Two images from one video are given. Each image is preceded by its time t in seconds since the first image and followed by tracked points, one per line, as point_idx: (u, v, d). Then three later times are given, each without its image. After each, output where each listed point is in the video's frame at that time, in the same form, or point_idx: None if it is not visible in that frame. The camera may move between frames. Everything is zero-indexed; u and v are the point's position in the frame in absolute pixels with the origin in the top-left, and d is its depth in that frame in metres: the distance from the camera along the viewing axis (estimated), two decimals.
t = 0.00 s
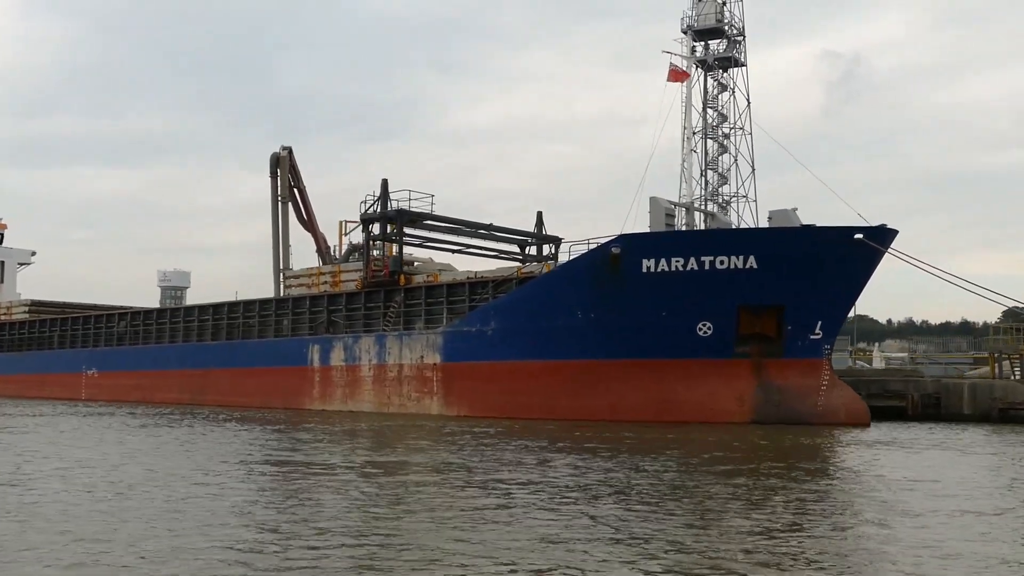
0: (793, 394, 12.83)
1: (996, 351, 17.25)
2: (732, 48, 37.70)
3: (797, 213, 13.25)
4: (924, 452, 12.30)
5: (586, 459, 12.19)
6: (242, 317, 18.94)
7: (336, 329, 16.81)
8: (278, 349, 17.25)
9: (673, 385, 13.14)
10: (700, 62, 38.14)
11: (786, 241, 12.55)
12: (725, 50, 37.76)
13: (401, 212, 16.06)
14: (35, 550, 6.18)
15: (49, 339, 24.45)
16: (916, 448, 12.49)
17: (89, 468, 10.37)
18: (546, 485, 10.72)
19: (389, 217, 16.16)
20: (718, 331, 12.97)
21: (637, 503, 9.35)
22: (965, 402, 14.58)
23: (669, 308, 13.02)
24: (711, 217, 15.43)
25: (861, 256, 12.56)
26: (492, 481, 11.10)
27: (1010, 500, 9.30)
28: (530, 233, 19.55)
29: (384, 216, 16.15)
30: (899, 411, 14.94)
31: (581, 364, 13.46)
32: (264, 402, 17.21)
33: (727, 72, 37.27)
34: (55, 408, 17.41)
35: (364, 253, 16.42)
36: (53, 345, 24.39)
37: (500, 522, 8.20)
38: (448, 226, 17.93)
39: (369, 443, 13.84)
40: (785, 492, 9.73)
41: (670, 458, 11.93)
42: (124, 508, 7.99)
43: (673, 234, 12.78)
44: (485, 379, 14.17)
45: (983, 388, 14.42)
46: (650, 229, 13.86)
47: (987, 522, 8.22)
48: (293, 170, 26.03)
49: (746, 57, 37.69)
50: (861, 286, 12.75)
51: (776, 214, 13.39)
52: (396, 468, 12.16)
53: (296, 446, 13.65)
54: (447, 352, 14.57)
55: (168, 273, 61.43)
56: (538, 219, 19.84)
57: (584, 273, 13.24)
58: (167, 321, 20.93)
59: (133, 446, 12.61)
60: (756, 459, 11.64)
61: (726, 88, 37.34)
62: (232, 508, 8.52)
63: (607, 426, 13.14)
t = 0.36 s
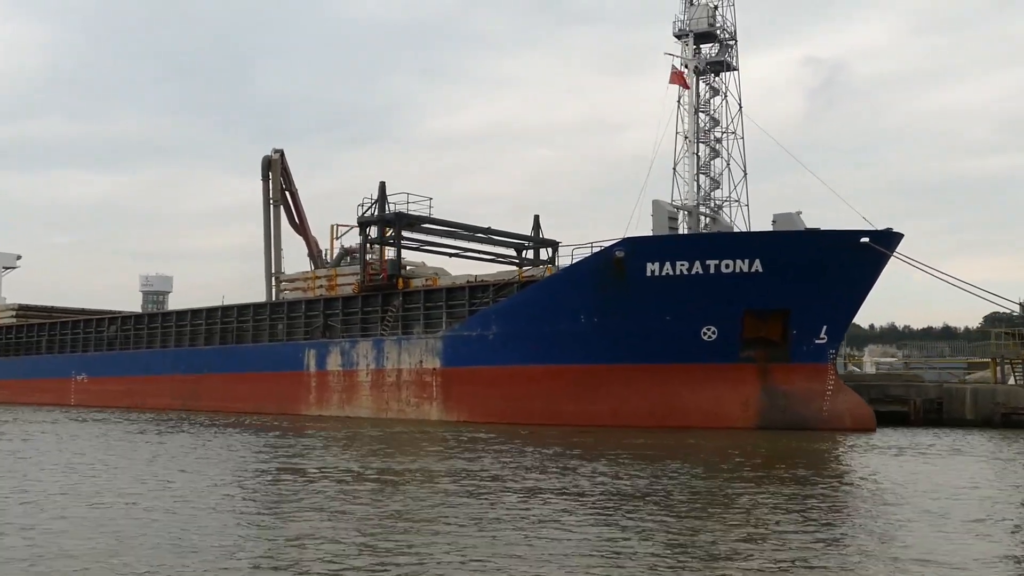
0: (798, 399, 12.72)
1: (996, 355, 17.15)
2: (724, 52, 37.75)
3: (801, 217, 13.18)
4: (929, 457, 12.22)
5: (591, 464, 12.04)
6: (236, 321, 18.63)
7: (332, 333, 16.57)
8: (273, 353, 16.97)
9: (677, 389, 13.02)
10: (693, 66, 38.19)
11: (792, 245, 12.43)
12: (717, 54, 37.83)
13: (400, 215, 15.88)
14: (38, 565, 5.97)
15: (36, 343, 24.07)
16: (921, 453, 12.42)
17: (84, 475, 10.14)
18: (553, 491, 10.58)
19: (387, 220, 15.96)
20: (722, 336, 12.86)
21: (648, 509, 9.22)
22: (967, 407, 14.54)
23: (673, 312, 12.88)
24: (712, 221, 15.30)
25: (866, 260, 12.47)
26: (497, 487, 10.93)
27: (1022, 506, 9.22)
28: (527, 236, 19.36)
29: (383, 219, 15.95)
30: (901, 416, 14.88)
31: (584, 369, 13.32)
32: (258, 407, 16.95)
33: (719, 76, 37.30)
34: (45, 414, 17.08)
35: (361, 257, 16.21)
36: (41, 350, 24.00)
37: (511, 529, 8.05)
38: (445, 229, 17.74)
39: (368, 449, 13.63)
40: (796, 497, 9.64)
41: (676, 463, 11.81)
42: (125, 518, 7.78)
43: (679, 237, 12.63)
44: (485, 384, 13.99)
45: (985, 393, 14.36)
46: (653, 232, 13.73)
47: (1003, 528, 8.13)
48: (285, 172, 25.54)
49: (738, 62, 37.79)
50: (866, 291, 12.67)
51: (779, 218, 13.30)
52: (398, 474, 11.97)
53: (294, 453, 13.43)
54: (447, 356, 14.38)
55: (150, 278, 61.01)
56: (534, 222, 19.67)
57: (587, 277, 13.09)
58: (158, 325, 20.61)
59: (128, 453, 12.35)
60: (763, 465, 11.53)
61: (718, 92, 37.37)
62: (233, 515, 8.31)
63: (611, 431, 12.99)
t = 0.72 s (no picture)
0: (807, 402, 12.59)
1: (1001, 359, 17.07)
2: (719, 55, 37.70)
3: (810, 218, 13.04)
4: (939, 460, 12.11)
5: (599, 468, 11.88)
6: (233, 324, 18.38)
7: (333, 335, 16.35)
8: (271, 356, 16.74)
9: (684, 392, 12.87)
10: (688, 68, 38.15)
11: (802, 246, 12.30)
12: (713, 56, 37.83)
13: (401, 217, 15.68)
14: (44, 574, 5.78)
15: (29, 347, 23.74)
16: (931, 457, 12.30)
17: (84, 481, 9.91)
18: (563, 496, 10.42)
19: (388, 221, 15.75)
20: (730, 338, 12.73)
21: (663, 514, 9.08)
22: (973, 411, 14.44)
23: (681, 314, 12.74)
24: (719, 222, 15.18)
25: (877, 261, 12.37)
26: (506, 492, 10.78)
27: None
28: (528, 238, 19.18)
29: (384, 220, 15.73)
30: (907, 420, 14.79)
31: (590, 372, 13.17)
32: (256, 411, 16.73)
33: (715, 79, 37.25)
34: (39, 418, 16.80)
35: (362, 259, 16.00)
36: (33, 353, 23.68)
37: (527, 535, 7.90)
38: (446, 230, 17.54)
39: (371, 453, 13.43)
40: (810, 501, 9.50)
41: (685, 467, 11.67)
42: (132, 526, 7.59)
43: (687, 239, 12.49)
44: (489, 388, 13.81)
45: (992, 396, 14.28)
46: (660, 234, 13.59)
47: None
48: (279, 173, 25.01)
49: (733, 64, 37.81)
50: (876, 293, 12.56)
51: (787, 219, 13.17)
52: (404, 478, 11.80)
53: (296, 457, 13.21)
54: (450, 359, 14.19)
55: (134, 281, 60.55)
56: (535, 223, 19.48)
57: (594, 278, 12.93)
58: (154, 328, 20.33)
59: (127, 458, 12.12)
60: (774, 468, 11.40)
61: (713, 95, 37.33)
62: (243, 522, 8.13)
63: (617, 435, 12.83)
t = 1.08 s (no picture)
0: (818, 404, 12.46)
1: (1008, 360, 16.99)
2: (716, 54, 37.61)
3: (819, 218, 12.93)
4: (952, 463, 12.00)
5: (609, 471, 11.72)
6: (233, 325, 18.15)
7: (335, 337, 16.15)
8: (272, 358, 16.53)
9: (694, 395, 12.73)
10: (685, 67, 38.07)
11: (815, 246, 12.17)
12: (711, 56, 37.70)
13: (405, 217, 15.45)
14: None
15: (23, 349, 23.46)
16: (944, 459, 12.19)
17: (85, 486, 9.69)
18: (575, 499, 10.28)
19: (391, 221, 15.51)
20: (741, 340, 12.58)
21: (680, 518, 8.93)
22: (983, 412, 14.35)
23: (691, 315, 12.58)
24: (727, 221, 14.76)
25: (889, 262, 12.26)
26: (516, 495, 10.60)
27: None
28: (530, 238, 19.01)
29: (387, 221, 15.49)
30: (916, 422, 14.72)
31: (599, 374, 13.02)
32: (257, 413, 16.51)
33: (712, 78, 37.15)
34: (36, 421, 16.56)
35: (365, 260, 15.79)
36: (27, 355, 23.38)
37: (546, 539, 7.73)
38: (449, 230, 17.34)
39: (376, 457, 13.24)
40: (827, 504, 9.39)
41: (697, 470, 11.52)
42: (139, 532, 7.39)
43: (698, 239, 12.35)
44: (496, 390, 13.64)
45: (1002, 398, 14.19)
46: (668, 234, 13.45)
47: None
48: (278, 174, 24.70)
49: (731, 64, 37.72)
50: (888, 293, 12.45)
51: (797, 219, 13.08)
52: (411, 482, 11.61)
53: (301, 461, 13.03)
54: (456, 361, 14.01)
55: (121, 283, 60.06)
56: (537, 223, 19.32)
57: (603, 279, 12.77)
58: (151, 330, 20.08)
59: (130, 462, 11.93)
60: (788, 471, 11.27)
61: (710, 95, 37.25)
62: (252, 527, 7.93)
63: (627, 438, 12.68)
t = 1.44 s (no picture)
0: (834, 406, 12.32)
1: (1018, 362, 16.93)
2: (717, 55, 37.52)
3: (835, 218, 12.77)
4: (970, 465, 11.90)
5: (623, 473, 11.56)
6: (236, 326, 17.95)
7: (342, 338, 15.97)
8: (277, 359, 16.35)
9: (709, 396, 12.59)
10: (686, 67, 37.99)
11: (831, 247, 12.04)
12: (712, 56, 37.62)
13: (413, 216, 15.26)
14: None
15: (22, 349, 23.21)
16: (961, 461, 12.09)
17: (88, 488, 9.50)
18: (592, 501, 10.14)
19: (400, 221, 15.34)
20: (757, 341, 12.43)
21: (700, 520, 8.78)
22: (996, 414, 14.27)
23: (706, 316, 12.44)
24: (738, 221, 14.59)
25: (906, 262, 12.15)
26: (529, 497, 10.44)
27: None
28: (537, 238, 18.85)
29: (395, 220, 15.32)
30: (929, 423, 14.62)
31: (612, 375, 12.86)
32: (261, 415, 16.33)
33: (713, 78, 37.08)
34: (37, 423, 16.34)
35: (373, 260, 15.62)
36: (26, 356, 23.15)
37: (566, 541, 7.57)
38: (456, 230, 17.18)
39: (385, 459, 13.06)
40: (849, 506, 9.27)
41: (713, 471, 11.37)
42: (148, 535, 7.19)
43: (713, 238, 12.22)
44: (507, 392, 13.48)
45: (1016, 400, 14.12)
46: (681, 234, 13.32)
47: None
48: (280, 173, 24.50)
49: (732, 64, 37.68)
50: (904, 294, 12.33)
51: (812, 219, 12.91)
52: (422, 483, 11.44)
53: (309, 463, 12.86)
54: (466, 362, 13.85)
55: (111, 283, 59.79)
56: (544, 223, 19.17)
57: (617, 279, 12.62)
58: (153, 330, 19.87)
59: (137, 463, 11.76)
60: (804, 474, 11.13)
61: (712, 95, 37.18)
62: (262, 528, 7.76)
63: (641, 440, 12.53)
